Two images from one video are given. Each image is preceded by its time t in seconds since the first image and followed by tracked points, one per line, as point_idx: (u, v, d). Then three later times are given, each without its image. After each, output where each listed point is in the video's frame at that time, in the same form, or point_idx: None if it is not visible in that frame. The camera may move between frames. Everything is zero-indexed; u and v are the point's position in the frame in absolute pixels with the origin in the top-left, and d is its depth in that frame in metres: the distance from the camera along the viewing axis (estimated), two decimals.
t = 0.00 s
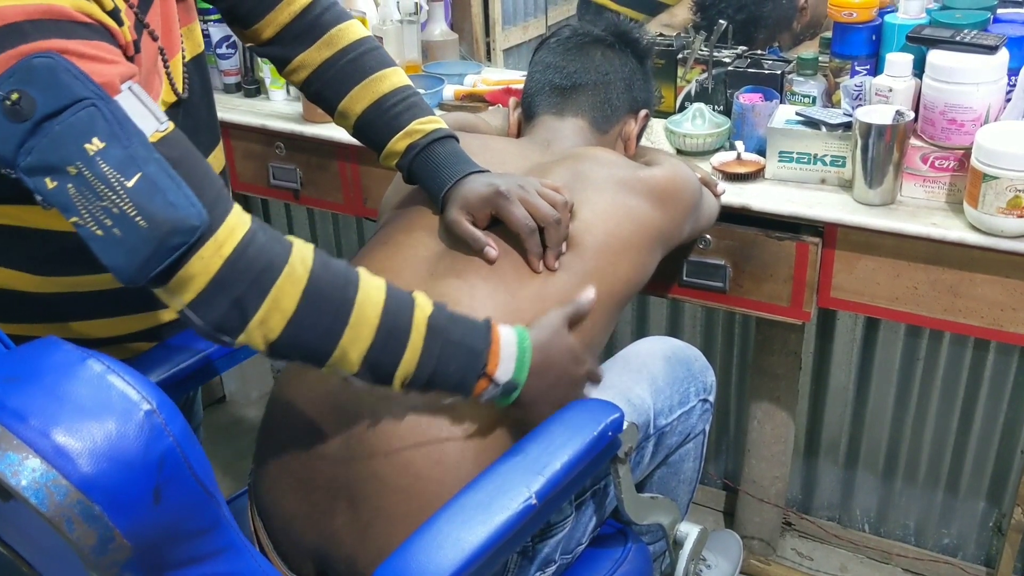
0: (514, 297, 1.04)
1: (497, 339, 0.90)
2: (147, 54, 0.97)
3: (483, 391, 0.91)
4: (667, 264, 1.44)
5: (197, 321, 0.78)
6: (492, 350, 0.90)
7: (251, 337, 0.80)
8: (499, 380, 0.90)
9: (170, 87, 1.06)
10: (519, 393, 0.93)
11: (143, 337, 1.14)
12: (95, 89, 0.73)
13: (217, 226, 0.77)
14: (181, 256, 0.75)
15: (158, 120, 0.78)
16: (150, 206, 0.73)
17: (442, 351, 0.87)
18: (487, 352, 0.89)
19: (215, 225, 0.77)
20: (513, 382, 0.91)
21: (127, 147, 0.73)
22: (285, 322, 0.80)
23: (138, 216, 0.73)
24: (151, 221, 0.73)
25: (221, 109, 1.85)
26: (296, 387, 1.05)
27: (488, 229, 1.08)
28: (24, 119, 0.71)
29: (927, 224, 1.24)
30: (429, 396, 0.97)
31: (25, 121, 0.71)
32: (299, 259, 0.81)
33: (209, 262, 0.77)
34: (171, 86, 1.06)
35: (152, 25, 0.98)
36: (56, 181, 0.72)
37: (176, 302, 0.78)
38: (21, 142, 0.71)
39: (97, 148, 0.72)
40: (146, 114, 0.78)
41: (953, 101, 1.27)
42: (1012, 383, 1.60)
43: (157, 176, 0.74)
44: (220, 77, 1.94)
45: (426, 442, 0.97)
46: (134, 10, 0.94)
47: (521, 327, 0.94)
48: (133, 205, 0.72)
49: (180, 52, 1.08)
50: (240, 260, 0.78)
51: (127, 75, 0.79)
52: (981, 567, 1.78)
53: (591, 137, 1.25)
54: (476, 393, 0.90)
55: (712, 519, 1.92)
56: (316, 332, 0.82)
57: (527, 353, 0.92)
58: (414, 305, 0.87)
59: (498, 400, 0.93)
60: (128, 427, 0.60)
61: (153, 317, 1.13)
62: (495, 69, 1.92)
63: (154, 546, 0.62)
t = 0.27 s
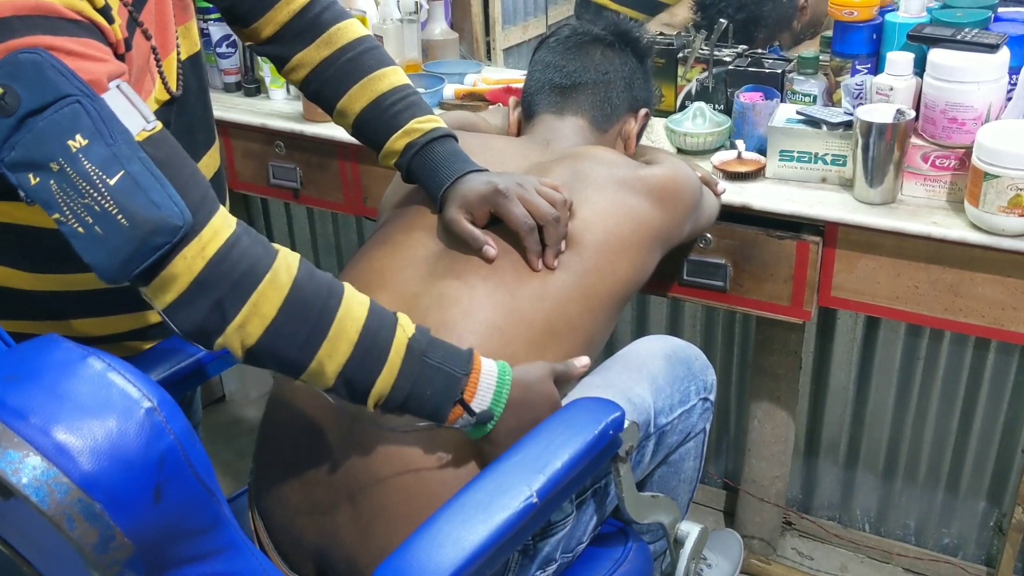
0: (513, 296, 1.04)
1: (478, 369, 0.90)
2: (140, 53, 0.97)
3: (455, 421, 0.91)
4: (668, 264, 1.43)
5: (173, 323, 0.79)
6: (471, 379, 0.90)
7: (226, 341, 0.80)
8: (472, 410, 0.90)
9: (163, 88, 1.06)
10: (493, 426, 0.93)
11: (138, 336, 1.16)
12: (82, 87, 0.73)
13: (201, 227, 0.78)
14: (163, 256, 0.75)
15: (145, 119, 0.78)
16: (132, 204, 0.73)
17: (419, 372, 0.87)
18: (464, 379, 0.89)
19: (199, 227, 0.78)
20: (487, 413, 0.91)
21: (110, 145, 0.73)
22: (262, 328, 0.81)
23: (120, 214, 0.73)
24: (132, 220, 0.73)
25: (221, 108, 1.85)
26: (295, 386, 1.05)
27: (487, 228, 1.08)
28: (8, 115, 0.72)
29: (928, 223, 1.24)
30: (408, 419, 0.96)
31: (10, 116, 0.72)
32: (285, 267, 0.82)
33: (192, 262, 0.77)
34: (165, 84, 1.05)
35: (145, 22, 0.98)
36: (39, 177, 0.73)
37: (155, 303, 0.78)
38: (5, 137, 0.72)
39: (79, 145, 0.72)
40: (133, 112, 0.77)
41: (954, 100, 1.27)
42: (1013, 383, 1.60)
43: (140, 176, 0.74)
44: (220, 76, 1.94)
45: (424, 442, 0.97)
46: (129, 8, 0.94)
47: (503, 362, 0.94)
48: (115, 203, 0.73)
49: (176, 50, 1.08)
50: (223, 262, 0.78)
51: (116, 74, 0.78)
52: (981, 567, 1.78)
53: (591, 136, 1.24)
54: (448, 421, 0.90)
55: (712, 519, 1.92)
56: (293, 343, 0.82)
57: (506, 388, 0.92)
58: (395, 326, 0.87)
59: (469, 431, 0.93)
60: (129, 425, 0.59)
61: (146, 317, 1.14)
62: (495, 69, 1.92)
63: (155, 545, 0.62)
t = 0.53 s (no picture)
0: (512, 294, 1.04)
1: (481, 349, 0.89)
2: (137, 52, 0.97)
3: (460, 401, 0.90)
4: (667, 263, 1.44)
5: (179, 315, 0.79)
6: (474, 360, 0.88)
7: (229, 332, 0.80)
8: (477, 391, 0.90)
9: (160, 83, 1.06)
10: (497, 405, 0.93)
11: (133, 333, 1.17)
12: (80, 81, 0.74)
13: (198, 219, 0.77)
14: (163, 249, 0.75)
15: (143, 112, 0.78)
16: (131, 197, 0.73)
17: (422, 357, 0.86)
18: (468, 362, 0.88)
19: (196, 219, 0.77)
20: (492, 394, 0.91)
21: (108, 138, 0.74)
22: (264, 318, 0.80)
23: (120, 206, 0.73)
24: (131, 212, 0.73)
25: (220, 108, 1.85)
26: (294, 384, 1.05)
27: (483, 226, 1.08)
28: (7, 109, 0.73)
29: (928, 222, 1.24)
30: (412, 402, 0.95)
31: (10, 110, 0.73)
32: (284, 254, 0.81)
33: (191, 254, 0.77)
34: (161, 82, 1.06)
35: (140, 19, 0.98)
36: (39, 170, 0.74)
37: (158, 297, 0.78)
38: (6, 130, 0.73)
39: (79, 138, 0.73)
40: (131, 105, 0.78)
41: (954, 100, 1.27)
42: (1012, 382, 1.60)
43: (140, 168, 0.74)
44: (219, 76, 1.93)
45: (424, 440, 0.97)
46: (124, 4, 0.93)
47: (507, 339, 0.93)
48: (114, 196, 0.73)
49: (172, 47, 1.08)
50: (221, 253, 0.78)
51: (113, 69, 0.79)
52: (981, 566, 1.78)
53: (590, 136, 1.25)
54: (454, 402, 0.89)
55: (711, 518, 1.92)
56: (295, 330, 0.81)
57: (510, 367, 0.91)
58: (397, 310, 0.86)
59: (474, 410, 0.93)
60: (129, 422, 0.59)
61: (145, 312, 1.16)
62: (495, 68, 1.92)
63: (155, 543, 0.62)
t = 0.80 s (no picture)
0: (512, 292, 1.04)
1: (497, 310, 0.91)
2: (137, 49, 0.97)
3: (482, 364, 0.91)
4: (667, 262, 1.44)
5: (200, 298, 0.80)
6: (491, 324, 0.90)
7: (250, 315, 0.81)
8: (498, 353, 0.91)
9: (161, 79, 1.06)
10: (519, 367, 0.93)
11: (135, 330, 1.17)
12: (87, 68, 0.74)
13: (212, 202, 0.78)
14: (175, 233, 0.76)
15: (149, 100, 0.79)
16: (145, 182, 0.74)
17: (441, 325, 0.88)
18: (485, 324, 0.89)
19: (210, 202, 0.78)
20: (512, 355, 0.92)
21: (119, 124, 0.74)
22: (282, 298, 0.81)
23: (134, 191, 0.74)
24: (146, 196, 0.74)
25: (219, 108, 1.85)
26: (295, 383, 1.05)
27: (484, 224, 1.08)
28: (17, 98, 0.72)
29: (928, 222, 1.24)
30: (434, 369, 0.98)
31: (19, 100, 0.72)
32: (297, 233, 0.83)
33: (206, 237, 0.78)
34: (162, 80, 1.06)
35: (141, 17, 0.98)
36: (50, 159, 0.73)
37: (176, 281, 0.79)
38: (15, 120, 0.73)
39: (90, 125, 0.73)
40: (137, 94, 0.78)
41: (954, 99, 1.27)
42: (1012, 382, 1.60)
43: (151, 154, 0.75)
44: (220, 75, 1.93)
45: (425, 439, 0.97)
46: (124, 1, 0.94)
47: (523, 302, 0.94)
48: (128, 181, 0.74)
49: (171, 46, 1.08)
50: (235, 236, 0.79)
51: (118, 58, 0.79)
52: (981, 566, 1.78)
53: (589, 135, 1.25)
54: (476, 367, 0.91)
55: (711, 518, 1.92)
56: (315, 308, 0.82)
57: (528, 329, 0.92)
58: (412, 281, 0.87)
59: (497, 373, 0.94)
60: (130, 422, 0.60)
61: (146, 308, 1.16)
62: (495, 68, 1.92)
63: (157, 542, 0.62)
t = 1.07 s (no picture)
0: (512, 292, 1.04)
1: (487, 330, 0.90)
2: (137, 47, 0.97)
3: (466, 384, 0.90)
4: (667, 261, 1.44)
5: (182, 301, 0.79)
6: (479, 342, 0.89)
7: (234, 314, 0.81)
8: (483, 373, 0.90)
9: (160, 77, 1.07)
10: (502, 387, 0.93)
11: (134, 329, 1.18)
12: (83, 65, 0.75)
13: (203, 202, 0.78)
14: (167, 231, 0.76)
15: (145, 98, 0.80)
16: (135, 179, 0.74)
17: (427, 339, 0.87)
18: (473, 342, 0.88)
19: (202, 202, 0.78)
20: (497, 375, 0.92)
21: (112, 121, 0.74)
22: (269, 301, 0.81)
23: (124, 188, 0.74)
24: (136, 193, 0.74)
25: (220, 107, 1.85)
26: (295, 383, 1.05)
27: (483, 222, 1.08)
28: (12, 94, 0.73)
29: (928, 222, 1.24)
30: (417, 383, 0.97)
31: (13, 95, 0.73)
32: (289, 238, 0.82)
33: (195, 237, 0.77)
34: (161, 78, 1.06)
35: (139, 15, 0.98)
36: (43, 155, 0.74)
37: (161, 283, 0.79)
38: (10, 116, 0.74)
39: (82, 121, 0.74)
40: (133, 91, 0.79)
41: (954, 99, 1.27)
42: (1012, 381, 1.60)
43: (144, 151, 0.75)
44: (220, 75, 1.93)
45: (426, 439, 0.97)
46: None
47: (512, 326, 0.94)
48: (118, 177, 0.74)
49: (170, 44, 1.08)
50: (226, 236, 0.79)
51: (115, 55, 0.80)
52: (981, 566, 1.78)
53: (589, 135, 1.25)
54: (459, 385, 0.90)
55: (711, 518, 1.92)
56: (302, 313, 0.82)
57: (514, 351, 0.92)
58: (402, 292, 0.86)
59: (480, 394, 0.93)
60: (131, 421, 0.60)
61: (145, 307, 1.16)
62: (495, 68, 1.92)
63: (158, 541, 0.62)
